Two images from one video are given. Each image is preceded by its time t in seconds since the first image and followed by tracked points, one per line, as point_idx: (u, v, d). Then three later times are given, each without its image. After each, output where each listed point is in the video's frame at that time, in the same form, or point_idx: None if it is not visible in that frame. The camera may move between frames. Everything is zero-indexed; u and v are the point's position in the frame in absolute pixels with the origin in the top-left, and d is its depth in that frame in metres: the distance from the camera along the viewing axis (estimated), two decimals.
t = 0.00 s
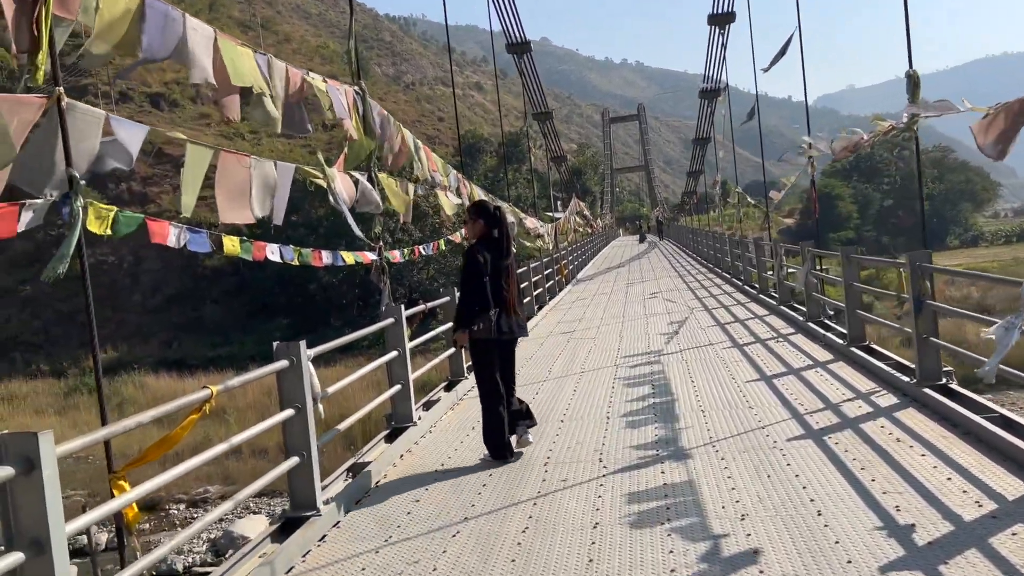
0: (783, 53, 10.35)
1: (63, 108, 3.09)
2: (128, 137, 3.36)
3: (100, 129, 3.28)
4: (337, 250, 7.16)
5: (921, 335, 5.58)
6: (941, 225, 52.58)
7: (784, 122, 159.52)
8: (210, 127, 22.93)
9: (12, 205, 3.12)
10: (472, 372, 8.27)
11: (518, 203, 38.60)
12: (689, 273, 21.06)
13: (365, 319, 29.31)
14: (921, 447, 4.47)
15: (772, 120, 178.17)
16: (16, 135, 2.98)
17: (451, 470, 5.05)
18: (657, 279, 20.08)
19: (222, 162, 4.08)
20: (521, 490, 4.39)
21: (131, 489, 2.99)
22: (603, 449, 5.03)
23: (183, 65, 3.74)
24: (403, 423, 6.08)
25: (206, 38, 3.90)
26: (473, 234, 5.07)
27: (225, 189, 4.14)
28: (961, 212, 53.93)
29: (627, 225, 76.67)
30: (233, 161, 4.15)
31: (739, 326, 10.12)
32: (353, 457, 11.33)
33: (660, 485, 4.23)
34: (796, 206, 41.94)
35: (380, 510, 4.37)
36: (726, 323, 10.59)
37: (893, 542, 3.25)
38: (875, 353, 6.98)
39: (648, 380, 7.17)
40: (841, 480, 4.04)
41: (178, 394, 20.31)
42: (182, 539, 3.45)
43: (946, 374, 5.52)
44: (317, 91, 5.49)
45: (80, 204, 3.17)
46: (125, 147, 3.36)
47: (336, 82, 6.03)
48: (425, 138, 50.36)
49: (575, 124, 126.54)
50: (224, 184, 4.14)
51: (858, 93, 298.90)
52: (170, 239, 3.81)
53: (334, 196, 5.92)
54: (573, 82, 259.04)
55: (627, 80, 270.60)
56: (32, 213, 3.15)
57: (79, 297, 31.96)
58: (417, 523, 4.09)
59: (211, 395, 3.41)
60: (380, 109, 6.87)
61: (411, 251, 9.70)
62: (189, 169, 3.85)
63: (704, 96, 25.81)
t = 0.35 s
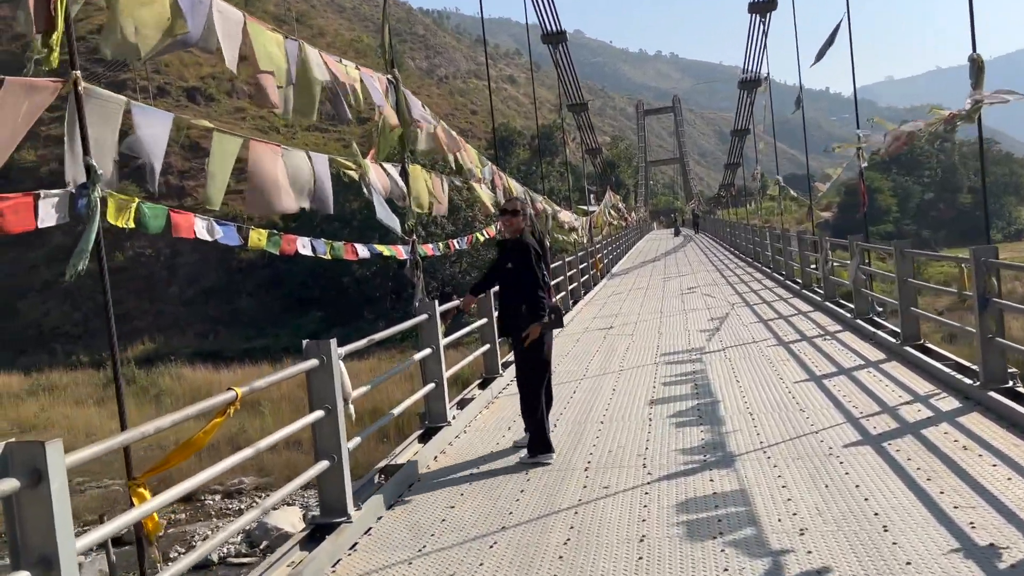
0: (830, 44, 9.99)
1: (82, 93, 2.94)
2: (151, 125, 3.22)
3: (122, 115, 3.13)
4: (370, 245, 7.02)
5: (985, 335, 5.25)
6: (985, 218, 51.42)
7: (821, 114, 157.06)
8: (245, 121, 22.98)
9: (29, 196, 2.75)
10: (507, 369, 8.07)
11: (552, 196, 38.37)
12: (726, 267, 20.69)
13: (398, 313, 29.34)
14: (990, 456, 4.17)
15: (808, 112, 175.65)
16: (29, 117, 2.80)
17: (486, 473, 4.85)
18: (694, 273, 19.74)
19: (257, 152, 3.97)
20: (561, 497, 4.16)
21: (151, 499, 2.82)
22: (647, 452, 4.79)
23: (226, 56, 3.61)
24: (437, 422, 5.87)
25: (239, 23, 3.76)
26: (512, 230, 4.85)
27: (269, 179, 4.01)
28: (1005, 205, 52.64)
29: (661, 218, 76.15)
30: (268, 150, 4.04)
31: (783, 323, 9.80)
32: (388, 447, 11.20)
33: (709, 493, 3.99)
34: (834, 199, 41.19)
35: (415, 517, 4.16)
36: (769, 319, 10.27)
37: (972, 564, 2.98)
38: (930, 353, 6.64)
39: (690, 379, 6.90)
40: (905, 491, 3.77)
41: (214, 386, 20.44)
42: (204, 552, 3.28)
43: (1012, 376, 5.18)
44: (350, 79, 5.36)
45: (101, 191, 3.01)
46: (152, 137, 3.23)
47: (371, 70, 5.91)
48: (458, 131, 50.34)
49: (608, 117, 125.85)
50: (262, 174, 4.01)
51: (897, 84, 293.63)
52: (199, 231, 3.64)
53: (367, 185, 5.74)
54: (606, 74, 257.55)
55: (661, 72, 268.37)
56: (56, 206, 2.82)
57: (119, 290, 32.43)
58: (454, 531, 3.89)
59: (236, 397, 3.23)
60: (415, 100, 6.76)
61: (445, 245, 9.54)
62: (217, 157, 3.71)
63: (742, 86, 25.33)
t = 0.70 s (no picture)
0: (873, 29, 9.59)
1: (86, 77, 2.76)
2: (161, 115, 3.00)
3: (131, 100, 2.92)
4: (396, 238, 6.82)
5: None
6: None
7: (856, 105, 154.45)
8: (275, 115, 22.99)
9: (28, 184, 2.59)
10: (537, 366, 7.83)
11: (583, 189, 38.01)
12: (761, 260, 20.26)
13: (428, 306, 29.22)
14: None
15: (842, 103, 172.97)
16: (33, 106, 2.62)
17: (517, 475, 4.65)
18: (728, 267, 19.35)
19: (277, 141, 3.83)
20: (594, 506, 3.93)
21: (159, 509, 2.64)
22: (685, 458, 4.54)
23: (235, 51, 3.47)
24: (465, 423, 5.66)
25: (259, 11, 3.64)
26: (555, 222, 5.02)
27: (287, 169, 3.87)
28: None
29: (692, 212, 75.36)
30: (288, 139, 3.90)
31: (823, 319, 9.46)
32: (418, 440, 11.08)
33: (753, 504, 3.73)
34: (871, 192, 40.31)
35: (441, 524, 3.96)
36: (808, 315, 9.91)
37: None
38: (983, 353, 6.29)
39: (729, 378, 6.63)
40: (967, 505, 3.49)
41: (245, 378, 20.47)
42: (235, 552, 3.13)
43: None
44: (378, 66, 5.21)
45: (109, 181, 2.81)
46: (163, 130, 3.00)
47: (397, 55, 5.74)
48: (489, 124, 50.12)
49: (638, 109, 124.95)
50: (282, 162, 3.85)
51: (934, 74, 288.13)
52: (213, 225, 3.45)
53: (396, 174, 5.55)
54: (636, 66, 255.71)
55: (692, 65, 265.92)
56: (61, 196, 2.67)
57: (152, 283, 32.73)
58: (484, 540, 3.69)
59: (251, 399, 3.05)
60: (446, 90, 6.58)
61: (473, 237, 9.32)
62: (238, 145, 3.51)
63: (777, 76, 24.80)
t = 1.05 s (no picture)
0: (916, 11, 9.14)
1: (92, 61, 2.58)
2: (172, 102, 2.82)
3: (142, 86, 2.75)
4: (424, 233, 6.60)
5: None
6: None
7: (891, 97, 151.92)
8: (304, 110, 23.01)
9: (22, 175, 2.47)
10: (569, 364, 7.58)
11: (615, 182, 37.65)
12: (798, 255, 19.82)
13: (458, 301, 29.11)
14: None
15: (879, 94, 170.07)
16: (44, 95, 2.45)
17: (550, 482, 4.42)
18: (764, 262, 18.96)
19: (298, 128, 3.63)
20: (634, 517, 3.70)
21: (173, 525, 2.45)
22: (730, 467, 4.28)
23: (257, 31, 3.28)
24: (496, 425, 5.43)
25: None
26: (602, 217, 4.89)
27: (311, 158, 3.67)
28: None
29: (725, 205, 74.53)
30: (309, 127, 3.70)
31: (867, 317, 9.09)
32: (448, 432, 10.96)
33: (808, 520, 3.48)
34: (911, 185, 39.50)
35: (472, 537, 3.74)
36: (851, 312, 9.56)
37: None
38: None
39: (773, 380, 6.33)
40: None
41: (276, 371, 20.51)
42: (282, 547, 2.95)
43: None
44: (405, 51, 4.96)
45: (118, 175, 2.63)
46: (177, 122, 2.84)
47: (425, 42, 5.51)
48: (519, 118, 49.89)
49: (669, 102, 123.93)
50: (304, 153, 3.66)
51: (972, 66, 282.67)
52: (231, 220, 3.26)
53: (421, 168, 5.30)
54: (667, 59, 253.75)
55: (723, 57, 263.12)
56: (57, 189, 2.55)
57: (184, 276, 33.01)
58: (519, 555, 3.47)
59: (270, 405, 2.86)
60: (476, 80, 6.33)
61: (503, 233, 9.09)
62: (253, 133, 3.32)
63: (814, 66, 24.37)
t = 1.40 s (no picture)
0: None
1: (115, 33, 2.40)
2: (201, 79, 2.65)
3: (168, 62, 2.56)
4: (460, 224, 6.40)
5: None
6: None
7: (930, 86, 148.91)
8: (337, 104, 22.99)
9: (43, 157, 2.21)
10: (610, 359, 7.34)
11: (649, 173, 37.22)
12: (839, 247, 19.35)
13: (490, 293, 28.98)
14: None
15: (918, 83, 166.75)
16: (69, 66, 2.30)
17: (597, 484, 4.20)
18: (804, 254, 18.54)
19: (338, 110, 3.44)
20: (691, 526, 3.47)
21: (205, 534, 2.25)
22: (789, 472, 4.02)
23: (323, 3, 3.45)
24: (537, 424, 5.20)
25: None
26: (653, 204, 4.63)
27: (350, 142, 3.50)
28: None
29: (758, 196, 73.56)
30: (348, 109, 3.52)
31: (919, 311, 8.72)
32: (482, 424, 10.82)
33: (882, 532, 3.22)
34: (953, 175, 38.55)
35: (517, 544, 3.52)
36: (902, 306, 9.19)
37: None
38: None
39: (825, 377, 6.03)
40: None
41: (309, 363, 20.54)
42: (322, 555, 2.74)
43: None
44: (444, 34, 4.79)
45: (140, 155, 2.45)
46: (208, 100, 2.67)
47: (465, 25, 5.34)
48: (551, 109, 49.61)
49: (701, 93, 122.65)
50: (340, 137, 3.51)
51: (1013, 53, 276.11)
52: (266, 205, 3.07)
53: (458, 160, 5.03)
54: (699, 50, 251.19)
55: (756, 47, 259.71)
56: (82, 172, 2.32)
57: (219, 269, 33.26)
58: (567, 565, 3.25)
59: (306, 405, 2.67)
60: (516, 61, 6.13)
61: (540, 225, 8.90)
62: (293, 113, 3.12)
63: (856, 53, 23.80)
